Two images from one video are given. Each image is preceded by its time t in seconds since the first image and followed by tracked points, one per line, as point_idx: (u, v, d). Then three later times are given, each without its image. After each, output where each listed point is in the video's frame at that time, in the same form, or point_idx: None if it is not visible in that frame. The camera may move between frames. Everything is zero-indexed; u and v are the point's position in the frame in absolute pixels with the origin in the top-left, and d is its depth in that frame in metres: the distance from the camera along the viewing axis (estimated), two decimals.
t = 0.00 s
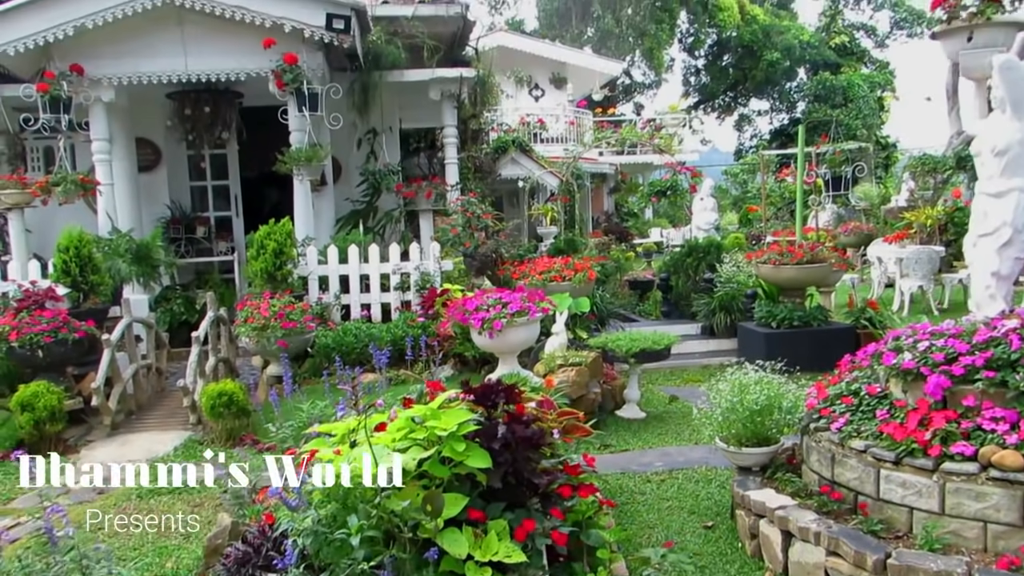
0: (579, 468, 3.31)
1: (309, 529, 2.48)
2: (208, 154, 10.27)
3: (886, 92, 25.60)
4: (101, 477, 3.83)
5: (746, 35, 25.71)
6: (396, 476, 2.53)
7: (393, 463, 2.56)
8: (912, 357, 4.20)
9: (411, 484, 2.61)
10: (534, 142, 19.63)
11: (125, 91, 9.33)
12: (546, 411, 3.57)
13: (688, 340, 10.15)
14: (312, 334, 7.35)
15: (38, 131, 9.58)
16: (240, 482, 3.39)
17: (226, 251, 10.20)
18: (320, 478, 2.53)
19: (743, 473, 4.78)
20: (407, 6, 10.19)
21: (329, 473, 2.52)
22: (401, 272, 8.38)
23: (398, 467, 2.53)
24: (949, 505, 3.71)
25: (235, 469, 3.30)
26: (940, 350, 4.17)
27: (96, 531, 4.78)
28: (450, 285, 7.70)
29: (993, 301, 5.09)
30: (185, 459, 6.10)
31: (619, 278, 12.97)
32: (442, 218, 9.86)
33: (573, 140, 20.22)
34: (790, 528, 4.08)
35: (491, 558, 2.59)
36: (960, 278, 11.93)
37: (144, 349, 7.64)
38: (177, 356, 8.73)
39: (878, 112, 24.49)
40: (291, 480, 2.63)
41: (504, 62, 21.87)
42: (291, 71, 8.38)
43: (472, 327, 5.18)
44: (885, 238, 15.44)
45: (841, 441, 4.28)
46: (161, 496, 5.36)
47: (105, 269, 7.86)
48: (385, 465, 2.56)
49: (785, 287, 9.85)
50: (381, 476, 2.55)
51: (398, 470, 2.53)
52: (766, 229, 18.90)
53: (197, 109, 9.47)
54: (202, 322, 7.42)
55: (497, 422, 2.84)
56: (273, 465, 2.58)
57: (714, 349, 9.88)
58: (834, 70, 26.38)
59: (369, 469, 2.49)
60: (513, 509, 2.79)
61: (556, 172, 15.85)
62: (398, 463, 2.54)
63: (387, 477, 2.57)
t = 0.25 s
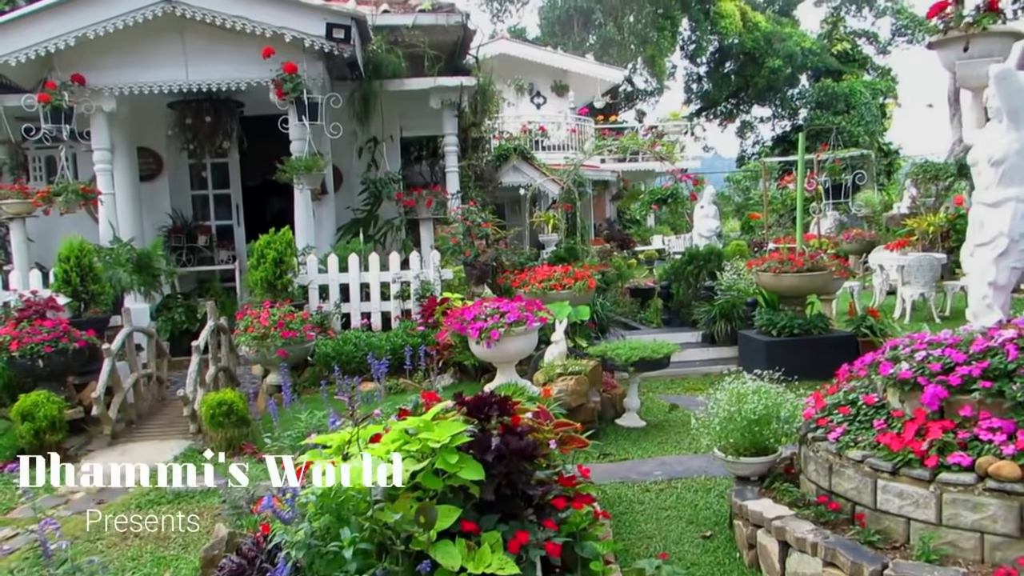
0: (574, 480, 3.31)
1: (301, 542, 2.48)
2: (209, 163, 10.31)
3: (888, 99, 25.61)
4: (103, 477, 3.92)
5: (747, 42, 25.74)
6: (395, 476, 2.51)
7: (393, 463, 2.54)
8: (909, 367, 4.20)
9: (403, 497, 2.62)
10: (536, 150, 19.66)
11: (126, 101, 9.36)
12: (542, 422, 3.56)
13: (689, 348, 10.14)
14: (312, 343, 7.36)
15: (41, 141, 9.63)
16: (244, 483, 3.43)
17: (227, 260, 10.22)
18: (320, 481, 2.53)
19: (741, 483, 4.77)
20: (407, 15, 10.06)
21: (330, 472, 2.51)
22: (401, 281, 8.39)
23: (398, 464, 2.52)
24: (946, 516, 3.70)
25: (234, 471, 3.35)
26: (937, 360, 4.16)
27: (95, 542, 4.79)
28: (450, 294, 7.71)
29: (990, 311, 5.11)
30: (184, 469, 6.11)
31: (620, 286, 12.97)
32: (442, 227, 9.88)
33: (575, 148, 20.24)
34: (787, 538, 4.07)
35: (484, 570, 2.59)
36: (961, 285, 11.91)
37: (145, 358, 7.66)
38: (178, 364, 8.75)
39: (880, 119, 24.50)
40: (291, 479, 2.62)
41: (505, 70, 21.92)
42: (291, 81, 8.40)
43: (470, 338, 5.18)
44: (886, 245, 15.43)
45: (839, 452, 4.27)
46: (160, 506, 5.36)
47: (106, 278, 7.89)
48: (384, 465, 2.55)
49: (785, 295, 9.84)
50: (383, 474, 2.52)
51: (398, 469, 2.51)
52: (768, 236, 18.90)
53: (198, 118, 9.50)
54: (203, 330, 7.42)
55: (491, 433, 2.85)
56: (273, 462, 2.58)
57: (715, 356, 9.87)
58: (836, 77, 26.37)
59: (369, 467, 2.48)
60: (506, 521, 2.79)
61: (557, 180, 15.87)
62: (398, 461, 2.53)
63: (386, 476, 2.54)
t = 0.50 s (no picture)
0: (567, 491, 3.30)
1: (291, 551, 2.48)
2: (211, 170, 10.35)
3: (891, 106, 25.60)
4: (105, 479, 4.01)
5: (751, 49, 25.76)
6: (395, 475, 2.55)
7: (393, 462, 2.58)
8: (905, 377, 4.20)
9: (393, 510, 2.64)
10: (538, 157, 19.70)
11: (128, 109, 9.41)
12: (536, 431, 3.54)
13: (690, 356, 10.13)
14: (311, 351, 7.37)
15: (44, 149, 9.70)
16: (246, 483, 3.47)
17: (228, 267, 10.25)
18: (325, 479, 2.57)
19: (738, 492, 4.77)
20: (408, 22, 10.04)
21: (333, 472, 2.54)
22: (401, 288, 8.41)
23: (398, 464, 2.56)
24: (941, 526, 3.69)
25: (235, 470, 3.40)
26: (933, 370, 4.16)
27: (92, 549, 4.79)
28: (449, 302, 7.72)
29: (986, 320, 5.14)
30: (184, 477, 6.11)
31: (621, 293, 12.97)
32: (443, 234, 9.90)
33: (577, 155, 20.26)
34: (783, 549, 4.06)
35: None
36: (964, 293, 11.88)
37: (146, 366, 7.68)
38: (179, 372, 8.78)
39: (883, 125, 24.48)
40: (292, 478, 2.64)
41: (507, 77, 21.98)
42: (291, 89, 8.44)
43: (466, 348, 5.20)
44: (889, 253, 15.41)
45: (835, 461, 4.27)
46: (159, 513, 5.37)
47: (108, 286, 7.94)
48: (383, 467, 2.58)
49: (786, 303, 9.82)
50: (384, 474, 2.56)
51: (398, 469, 2.56)
52: (771, 243, 18.87)
53: (199, 126, 9.54)
54: (203, 338, 7.43)
55: (482, 445, 2.86)
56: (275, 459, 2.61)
57: (716, 364, 9.86)
58: (839, 84, 26.38)
59: (369, 466, 2.52)
60: (498, 532, 2.81)
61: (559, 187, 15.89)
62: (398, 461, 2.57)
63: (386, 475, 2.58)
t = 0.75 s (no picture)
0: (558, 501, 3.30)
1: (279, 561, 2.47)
2: (211, 178, 10.39)
3: (894, 112, 25.59)
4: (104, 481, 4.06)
5: (753, 56, 25.78)
6: (395, 475, 2.58)
7: (393, 462, 2.63)
8: (900, 387, 4.19)
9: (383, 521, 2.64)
10: (540, 164, 19.72)
11: (129, 117, 9.44)
12: (529, 441, 3.52)
13: (689, 363, 10.12)
14: (309, 359, 7.38)
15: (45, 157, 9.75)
16: (245, 483, 3.48)
17: (229, 274, 10.27)
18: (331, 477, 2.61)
19: (734, 501, 4.76)
20: (408, 30, 10.04)
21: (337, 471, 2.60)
22: (401, 296, 8.42)
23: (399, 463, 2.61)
24: (935, 536, 3.68)
25: (235, 470, 3.44)
26: (928, 380, 4.16)
27: (88, 557, 4.80)
28: (448, 309, 7.73)
29: (982, 329, 5.15)
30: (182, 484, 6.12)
31: (622, 301, 12.97)
32: (443, 242, 9.91)
33: (579, 161, 20.28)
34: (777, 559, 4.05)
35: None
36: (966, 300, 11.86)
37: (145, 373, 7.70)
38: (178, 379, 8.79)
39: (887, 132, 24.46)
40: (292, 477, 2.63)
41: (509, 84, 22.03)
42: (291, 97, 8.47)
43: (462, 357, 5.21)
44: (891, 260, 15.39)
45: (829, 471, 4.26)
46: (156, 521, 5.36)
47: (108, 293, 7.97)
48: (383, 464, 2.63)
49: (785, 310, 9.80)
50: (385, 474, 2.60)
51: (398, 467, 2.60)
52: (774, 249, 18.85)
53: (200, 134, 9.57)
54: (202, 345, 7.44)
55: (472, 455, 2.87)
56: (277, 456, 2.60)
57: (715, 372, 9.85)
58: (842, 91, 26.39)
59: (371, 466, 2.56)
60: (487, 541, 2.81)
61: (561, 194, 15.90)
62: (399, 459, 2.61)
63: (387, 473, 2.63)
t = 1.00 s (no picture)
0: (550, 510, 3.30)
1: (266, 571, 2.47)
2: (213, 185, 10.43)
3: (898, 119, 25.58)
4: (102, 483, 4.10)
5: (757, 62, 25.80)
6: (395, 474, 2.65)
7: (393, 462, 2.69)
8: (896, 396, 4.19)
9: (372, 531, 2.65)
10: (543, 170, 19.73)
11: (131, 124, 9.49)
12: (522, 450, 3.54)
13: (690, 370, 10.11)
14: (309, 366, 7.40)
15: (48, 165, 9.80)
16: (245, 483, 3.50)
17: (231, 282, 10.30)
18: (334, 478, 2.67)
19: (730, 509, 4.75)
20: (410, 39, 10.08)
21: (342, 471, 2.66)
22: (401, 303, 8.43)
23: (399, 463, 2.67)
24: (930, 546, 3.67)
25: (235, 470, 3.48)
26: (923, 389, 4.15)
27: (86, 564, 4.81)
28: (447, 317, 7.74)
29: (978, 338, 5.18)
30: (181, 491, 6.12)
31: (623, 308, 12.96)
32: (443, 249, 9.92)
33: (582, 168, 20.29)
34: (772, 568, 4.05)
35: None
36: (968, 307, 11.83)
37: (145, 381, 7.72)
38: (179, 386, 8.82)
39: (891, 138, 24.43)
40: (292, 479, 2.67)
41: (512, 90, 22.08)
42: (292, 105, 8.50)
43: (459, 365, 5.23)
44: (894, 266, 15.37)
45: (825, 480, 4.25)
46: (153, 529, 5.36)
47: (109, 300, 8.01)
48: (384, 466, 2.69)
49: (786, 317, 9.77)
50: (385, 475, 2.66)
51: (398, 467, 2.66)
52: (777, 255, 18.82)
53: (202, 142, 9.62)
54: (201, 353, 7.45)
55: (463, 465, 2.89)
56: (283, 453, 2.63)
57: (716, 379, 9.84)
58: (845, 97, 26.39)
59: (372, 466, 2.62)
60: (477, 551, 2.81)
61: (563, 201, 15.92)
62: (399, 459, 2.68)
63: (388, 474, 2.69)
